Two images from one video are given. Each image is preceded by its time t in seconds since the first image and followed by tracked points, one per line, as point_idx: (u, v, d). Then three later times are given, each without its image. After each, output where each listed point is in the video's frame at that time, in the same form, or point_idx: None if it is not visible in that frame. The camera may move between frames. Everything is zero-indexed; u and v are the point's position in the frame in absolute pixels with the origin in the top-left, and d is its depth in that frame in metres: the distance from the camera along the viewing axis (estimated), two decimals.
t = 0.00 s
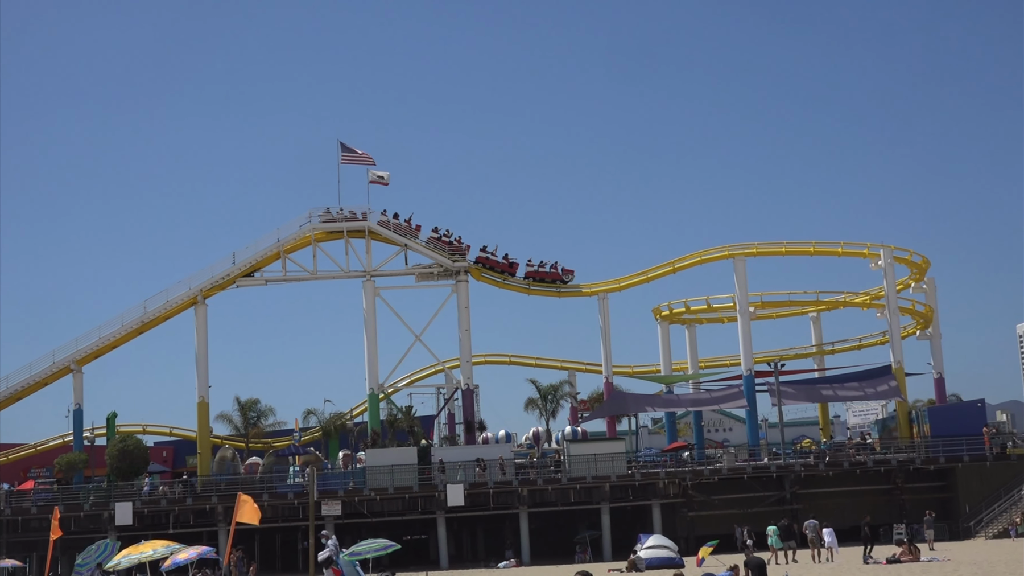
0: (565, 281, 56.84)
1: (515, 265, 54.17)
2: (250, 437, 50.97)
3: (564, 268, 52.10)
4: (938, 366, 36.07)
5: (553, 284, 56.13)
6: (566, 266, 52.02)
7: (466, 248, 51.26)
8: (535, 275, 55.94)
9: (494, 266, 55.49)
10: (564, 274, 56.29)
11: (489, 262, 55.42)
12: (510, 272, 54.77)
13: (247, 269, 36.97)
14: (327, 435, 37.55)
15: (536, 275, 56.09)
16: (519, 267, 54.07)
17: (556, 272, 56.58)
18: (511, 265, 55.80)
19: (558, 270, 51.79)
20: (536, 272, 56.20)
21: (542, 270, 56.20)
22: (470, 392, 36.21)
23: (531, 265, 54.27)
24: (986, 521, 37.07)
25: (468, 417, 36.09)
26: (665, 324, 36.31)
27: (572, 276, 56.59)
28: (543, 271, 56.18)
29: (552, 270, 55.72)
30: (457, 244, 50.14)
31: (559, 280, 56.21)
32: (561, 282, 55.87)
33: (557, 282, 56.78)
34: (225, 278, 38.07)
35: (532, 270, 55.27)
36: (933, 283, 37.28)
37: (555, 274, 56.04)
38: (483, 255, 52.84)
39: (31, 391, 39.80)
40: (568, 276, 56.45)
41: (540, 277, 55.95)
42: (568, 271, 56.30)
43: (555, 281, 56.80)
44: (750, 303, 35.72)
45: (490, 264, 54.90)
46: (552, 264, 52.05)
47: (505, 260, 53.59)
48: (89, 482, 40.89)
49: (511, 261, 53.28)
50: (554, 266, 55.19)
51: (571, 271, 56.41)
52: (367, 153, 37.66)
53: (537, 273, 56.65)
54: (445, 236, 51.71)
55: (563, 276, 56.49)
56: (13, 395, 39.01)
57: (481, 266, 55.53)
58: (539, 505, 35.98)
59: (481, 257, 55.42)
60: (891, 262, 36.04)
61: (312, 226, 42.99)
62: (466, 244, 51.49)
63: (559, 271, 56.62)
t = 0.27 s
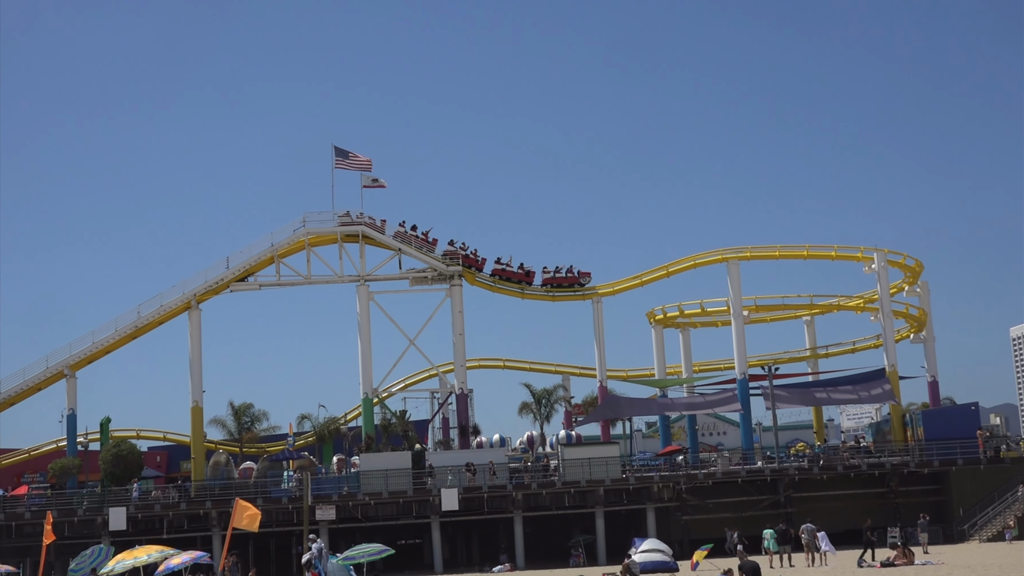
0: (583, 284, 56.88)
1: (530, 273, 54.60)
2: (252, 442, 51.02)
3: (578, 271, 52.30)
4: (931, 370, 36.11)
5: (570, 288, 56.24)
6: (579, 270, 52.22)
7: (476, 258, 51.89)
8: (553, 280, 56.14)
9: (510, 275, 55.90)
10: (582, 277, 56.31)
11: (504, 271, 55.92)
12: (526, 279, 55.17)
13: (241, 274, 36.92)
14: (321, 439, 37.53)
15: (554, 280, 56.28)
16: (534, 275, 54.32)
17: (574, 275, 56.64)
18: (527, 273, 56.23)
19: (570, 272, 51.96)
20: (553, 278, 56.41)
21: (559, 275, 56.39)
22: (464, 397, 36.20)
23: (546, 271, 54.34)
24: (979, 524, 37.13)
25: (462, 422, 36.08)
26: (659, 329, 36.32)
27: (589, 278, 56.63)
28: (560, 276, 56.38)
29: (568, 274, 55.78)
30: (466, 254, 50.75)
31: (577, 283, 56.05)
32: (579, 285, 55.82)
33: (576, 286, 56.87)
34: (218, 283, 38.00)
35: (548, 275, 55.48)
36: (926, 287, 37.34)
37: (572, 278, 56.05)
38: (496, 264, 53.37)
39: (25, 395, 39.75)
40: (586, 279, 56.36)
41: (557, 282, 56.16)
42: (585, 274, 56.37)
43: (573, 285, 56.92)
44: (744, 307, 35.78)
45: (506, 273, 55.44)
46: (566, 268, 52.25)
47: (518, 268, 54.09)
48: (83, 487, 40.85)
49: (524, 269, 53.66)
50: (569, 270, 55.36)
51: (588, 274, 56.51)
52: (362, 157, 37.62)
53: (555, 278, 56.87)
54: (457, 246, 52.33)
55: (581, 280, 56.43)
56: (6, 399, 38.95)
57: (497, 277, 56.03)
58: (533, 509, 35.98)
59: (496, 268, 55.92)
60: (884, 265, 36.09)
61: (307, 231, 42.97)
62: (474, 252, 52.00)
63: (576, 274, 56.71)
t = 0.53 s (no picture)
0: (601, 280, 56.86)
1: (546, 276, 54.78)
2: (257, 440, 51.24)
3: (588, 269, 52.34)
4: (924, 371, 36.13)
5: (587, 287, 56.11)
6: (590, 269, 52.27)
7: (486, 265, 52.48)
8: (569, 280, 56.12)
9: (527, 280, 56.06)
10: (598, 273, 56.12)
11: (521, 276, 56.20)
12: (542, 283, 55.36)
13: (235, 274, 36.79)
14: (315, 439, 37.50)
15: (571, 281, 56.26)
16: (550, 277, 54.45)
17: (591, 274, 56.50)
18: (543, 276, 56.45)
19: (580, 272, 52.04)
20: (571, 278, 56.49)
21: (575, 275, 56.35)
22: (457, 397, 36.17)
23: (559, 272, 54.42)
24: (972, 525, 37.14)
25: (456, 422, 36.05)
26: (652, 329, 36.30)
27: (606, 274, 56.58)
28: (576, 275, 56.36)
29: (583, 273, 55.78)
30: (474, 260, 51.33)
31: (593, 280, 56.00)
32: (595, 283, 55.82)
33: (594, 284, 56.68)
34: (212, 282, 37.87)
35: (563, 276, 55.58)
36: (919, 287, 37.33)
37: (587, 276, 56.04)
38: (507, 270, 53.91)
39: (18, 396, 39.62)
40: (602, 275, 56.31)
41: (573, 282, 56.17)
42: (601, 271, 56.20)
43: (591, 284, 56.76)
44: (737, 308, 35.78)
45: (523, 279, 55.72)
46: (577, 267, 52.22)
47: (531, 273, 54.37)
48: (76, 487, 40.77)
49: (537, 271, 53.85)
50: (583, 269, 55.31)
51: (605, 270, 56.01)
52: (356, 157, 37.52)
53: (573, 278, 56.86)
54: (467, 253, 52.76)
55: (598, 276, 56.37)
56: None
57: (514, 282, 56.24)
58: (527, 510, 35.96)
59: (511, 273, 56.19)
60: (878, 266, 36.10)
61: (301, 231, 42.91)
62: (482, 257, 52.37)
63: (592, 272, 56.56)
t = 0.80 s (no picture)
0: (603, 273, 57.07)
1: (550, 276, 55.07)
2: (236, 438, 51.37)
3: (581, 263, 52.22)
4: (899, 371, 36.33)
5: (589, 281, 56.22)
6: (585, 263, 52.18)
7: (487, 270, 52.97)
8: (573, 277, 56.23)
9: (533, 282, 56.33)
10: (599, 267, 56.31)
11: (527, 279, 56.63)
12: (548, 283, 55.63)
13: (210, 275, 36.70)
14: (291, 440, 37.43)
15: (576, 277, 56.61)
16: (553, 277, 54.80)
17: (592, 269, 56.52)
18: (549, 277, 56.83)
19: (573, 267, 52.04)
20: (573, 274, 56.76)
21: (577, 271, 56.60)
22: (434, 398, 36.16)
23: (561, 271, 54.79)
24: (946, 525, 37.42)
25: (433, 423, 36.05)
26: (629, 330, 36.35)
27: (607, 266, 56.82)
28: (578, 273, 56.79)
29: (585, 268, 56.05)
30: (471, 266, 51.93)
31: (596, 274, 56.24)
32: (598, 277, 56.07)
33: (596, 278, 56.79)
34: (188, 283, 37.70)
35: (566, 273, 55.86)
36: (894, 288, 37.51)
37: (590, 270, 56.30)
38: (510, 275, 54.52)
39: None
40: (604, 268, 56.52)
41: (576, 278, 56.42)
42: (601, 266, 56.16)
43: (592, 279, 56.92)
44: (714, 308, 35.89)
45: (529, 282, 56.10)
46: (580, 262, 52.16)
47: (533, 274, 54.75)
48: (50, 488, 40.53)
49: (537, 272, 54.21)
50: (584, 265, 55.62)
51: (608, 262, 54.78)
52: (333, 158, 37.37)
53: (578, 275, 58.10)
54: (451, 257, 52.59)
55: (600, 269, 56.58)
56: None
57: (522, 286, 56.54)
58: (503, 510, 36.01)
59: (518, 278, 56.50)
60: (853, 267, 36.28)
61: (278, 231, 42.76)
62: (482, 262, 52.34)
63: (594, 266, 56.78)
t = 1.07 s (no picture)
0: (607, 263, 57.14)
1: (551, 273, 55.24)
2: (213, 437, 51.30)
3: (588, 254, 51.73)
4: (874, 373, 36.48)
5: (594, 273, 56.09)
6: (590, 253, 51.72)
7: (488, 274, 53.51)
8: (576, 270, 56.28)
9: (539, 280, 56.62)
10: (602, 258, 56.31)
11: (531, 278, 57.10)
12: (550, 280, 55.82)
13: (186, 272, 36.55)
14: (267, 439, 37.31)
15: (581, 270, 56.77)
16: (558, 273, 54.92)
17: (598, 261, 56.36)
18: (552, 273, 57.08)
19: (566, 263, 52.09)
20: (578, 267, 56.85)
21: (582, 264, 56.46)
22: (411, 397, 36.12)
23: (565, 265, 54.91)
24: (920, 527, 37.70)
25: (409, 422, 36.01)
26: (606, 331, 36.38)
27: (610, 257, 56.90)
28: (583, 265, 56.88)
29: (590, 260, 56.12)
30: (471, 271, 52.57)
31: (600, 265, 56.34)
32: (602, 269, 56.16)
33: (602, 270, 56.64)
34: (163, 280, 37.52)
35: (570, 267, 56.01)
36: (870, 291, 37.62)
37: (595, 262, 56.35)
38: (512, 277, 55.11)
39: None
40: (608, 259, 56.59)
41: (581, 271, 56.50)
42: (606, 257, 55.95)
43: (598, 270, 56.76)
44: (690, 309, 35.95)
45: (533, 280, 56.39)
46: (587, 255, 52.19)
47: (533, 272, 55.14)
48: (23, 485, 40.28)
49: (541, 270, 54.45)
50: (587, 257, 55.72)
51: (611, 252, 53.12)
52: (310, 155, 37.16)
53: (581, 267, 57.13)
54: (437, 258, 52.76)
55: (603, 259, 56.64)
56: None
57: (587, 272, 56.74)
58: (478, 510, 36.01)
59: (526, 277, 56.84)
60: (830, 269, 36.41)
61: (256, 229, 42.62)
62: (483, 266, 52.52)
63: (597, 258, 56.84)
